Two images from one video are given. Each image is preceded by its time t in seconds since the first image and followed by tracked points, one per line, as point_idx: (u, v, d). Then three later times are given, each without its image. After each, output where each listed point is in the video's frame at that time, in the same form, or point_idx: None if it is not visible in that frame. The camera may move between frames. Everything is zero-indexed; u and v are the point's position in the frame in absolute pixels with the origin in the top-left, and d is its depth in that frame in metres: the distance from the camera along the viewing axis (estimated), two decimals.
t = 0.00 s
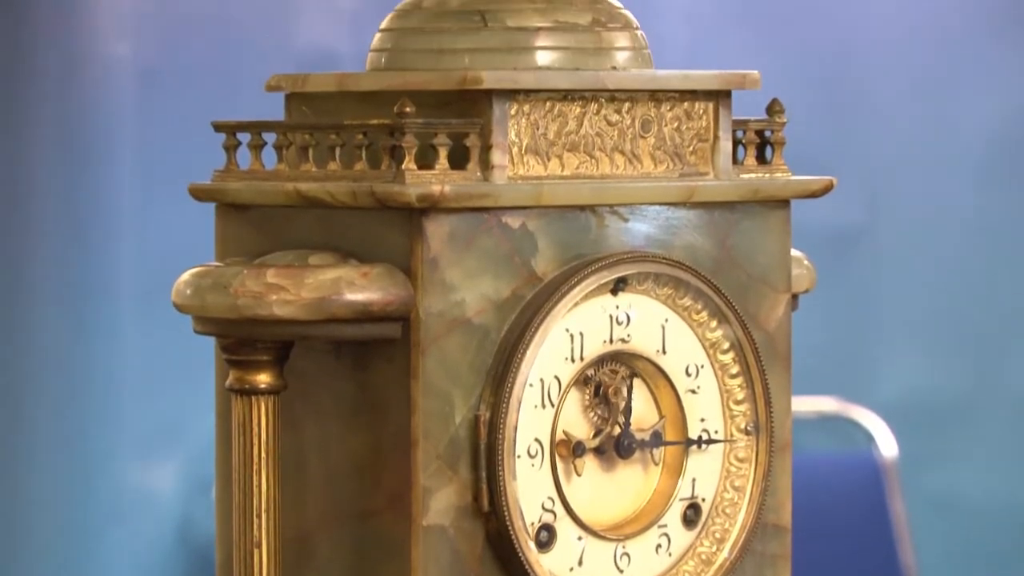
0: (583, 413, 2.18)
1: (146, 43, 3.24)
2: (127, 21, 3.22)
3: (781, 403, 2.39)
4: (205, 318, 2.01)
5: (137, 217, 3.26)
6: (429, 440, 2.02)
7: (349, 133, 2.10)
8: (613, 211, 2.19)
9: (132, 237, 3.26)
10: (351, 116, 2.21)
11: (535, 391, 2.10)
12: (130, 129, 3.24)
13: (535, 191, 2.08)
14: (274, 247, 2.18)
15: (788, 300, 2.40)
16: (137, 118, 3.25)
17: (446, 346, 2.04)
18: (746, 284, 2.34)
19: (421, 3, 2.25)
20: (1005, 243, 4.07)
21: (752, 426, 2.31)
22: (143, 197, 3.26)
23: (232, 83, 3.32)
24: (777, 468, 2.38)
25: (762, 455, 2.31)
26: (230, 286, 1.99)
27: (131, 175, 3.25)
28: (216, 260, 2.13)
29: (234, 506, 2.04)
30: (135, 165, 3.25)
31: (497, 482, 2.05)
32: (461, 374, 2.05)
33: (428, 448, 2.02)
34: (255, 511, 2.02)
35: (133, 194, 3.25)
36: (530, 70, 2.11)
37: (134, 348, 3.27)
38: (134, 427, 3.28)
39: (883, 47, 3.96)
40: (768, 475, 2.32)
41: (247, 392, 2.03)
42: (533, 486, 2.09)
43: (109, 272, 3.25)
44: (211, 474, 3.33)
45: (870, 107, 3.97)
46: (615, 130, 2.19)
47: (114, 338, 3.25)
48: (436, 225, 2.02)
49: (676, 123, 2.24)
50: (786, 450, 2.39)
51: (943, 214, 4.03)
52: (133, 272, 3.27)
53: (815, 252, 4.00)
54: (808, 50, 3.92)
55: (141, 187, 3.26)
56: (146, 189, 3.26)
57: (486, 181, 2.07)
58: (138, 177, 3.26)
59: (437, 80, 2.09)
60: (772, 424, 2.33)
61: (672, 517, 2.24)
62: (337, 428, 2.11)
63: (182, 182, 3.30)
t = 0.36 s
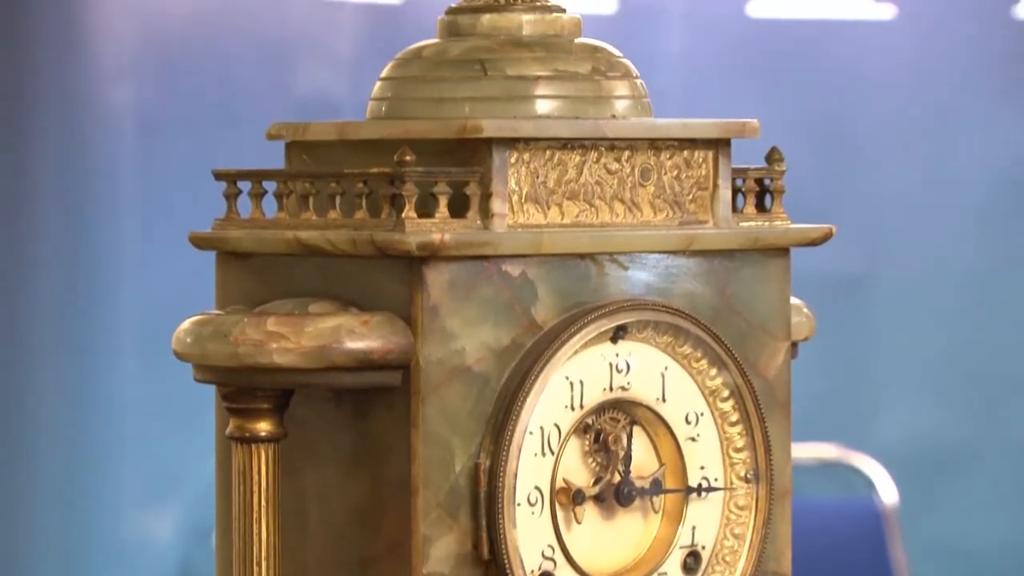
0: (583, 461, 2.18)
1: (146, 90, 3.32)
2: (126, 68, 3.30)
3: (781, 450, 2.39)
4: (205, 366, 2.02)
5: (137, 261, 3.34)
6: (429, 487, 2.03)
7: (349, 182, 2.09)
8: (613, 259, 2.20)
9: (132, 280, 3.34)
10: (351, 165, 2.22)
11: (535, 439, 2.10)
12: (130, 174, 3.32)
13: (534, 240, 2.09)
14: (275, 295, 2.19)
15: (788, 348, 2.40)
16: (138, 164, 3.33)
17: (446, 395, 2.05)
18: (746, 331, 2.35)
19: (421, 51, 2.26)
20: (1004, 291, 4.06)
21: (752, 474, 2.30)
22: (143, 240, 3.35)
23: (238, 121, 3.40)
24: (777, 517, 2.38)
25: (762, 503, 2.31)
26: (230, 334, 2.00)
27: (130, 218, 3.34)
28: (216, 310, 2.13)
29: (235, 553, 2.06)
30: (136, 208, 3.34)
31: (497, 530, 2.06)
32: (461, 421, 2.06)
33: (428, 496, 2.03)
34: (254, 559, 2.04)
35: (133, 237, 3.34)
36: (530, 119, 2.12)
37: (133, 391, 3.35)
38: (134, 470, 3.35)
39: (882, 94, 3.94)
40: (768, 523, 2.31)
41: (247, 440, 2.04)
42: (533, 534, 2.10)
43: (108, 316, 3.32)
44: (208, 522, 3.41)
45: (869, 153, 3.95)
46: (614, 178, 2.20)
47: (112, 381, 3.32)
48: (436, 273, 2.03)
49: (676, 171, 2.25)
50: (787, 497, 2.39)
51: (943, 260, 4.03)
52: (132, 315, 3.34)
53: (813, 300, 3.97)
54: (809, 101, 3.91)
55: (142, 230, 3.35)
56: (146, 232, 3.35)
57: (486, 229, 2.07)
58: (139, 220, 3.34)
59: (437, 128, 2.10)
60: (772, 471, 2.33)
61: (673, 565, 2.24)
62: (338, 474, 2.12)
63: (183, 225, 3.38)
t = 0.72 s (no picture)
0: (583, 501, 2.18)
1: (147, 127, 3.24)
2: (127, 105, 3.22)
3: (781, 491, 2.39)
4: (205, 407, 2.03)
5: (138, 296, 3.26)
6: (429, 528, 2.04)
7: (349, 222, 2.10)
8: (613, 299, 2.20)
9: (133, 323, 3.26)
10: (351, 206, 2.23)
11: (535, 479, 2.10)
12: (130, 214, 3.25)
13: (534, 280, 2.09)
14: (276, 336, 2.19)
15: (787, 388, 2.40)
16: (139, 203, 3.25)
17: (447, 436, 2.05)
18: (747, 372, 2.35)
19: (421, 93, 2.26)
20: (1001, 332, 4.07)
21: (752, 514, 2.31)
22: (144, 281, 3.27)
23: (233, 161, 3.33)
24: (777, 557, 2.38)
25: (762, 543, 2.31)
26: (230, 374, 2.01)
27: (130, 258, 3.25)
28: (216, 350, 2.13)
29: None
30: (135, 248, 3.26)
31: (496, 571, 2.06)
32: (461, 462, 2.06)
33: (428, 537, 2.03)
34: None
35: (133, 279, 3.26)
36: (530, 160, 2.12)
37: (133, 434, 3.26)
38: (136, 507, 3.26)
39: (886, 133, 3.90)
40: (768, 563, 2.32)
41: (247, 481, 2.05)
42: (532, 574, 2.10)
43: (109, 359, 3.23)
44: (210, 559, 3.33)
45: (873, 194, 3.90)
46: (614, 219, 2.20)
47: (114, 425, 3.24)
48: (436, 314, 2.03)
49: (675, 212, 2.25)
50: (787, 537, 2.39)
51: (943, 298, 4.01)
52: (132, 357, 3.25)
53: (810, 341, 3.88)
54: (814, 139, 3.84)
55: (141, 271, 3.27)
56: (146, 274, 3.27)
57: (486, 270, 2.08)
58: (138, 261, 3.26)
59: (437, 169, 2.11)
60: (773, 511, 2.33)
61: None
62: (337, 513, 2.13)
63: (181, 265, 3.30)
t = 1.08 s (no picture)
0: (583, 532, 2.19)
1: (147, 160, 3.24)
2: (126, 137, 3.22)
3: (782, 522, 2.39)
4: (206, 438, 2.03)
5: (139, 325, 3.25)
6: (429, 559, 2.04)
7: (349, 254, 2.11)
8: (613, 331, 2.20)
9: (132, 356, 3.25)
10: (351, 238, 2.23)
11: (535, 510, 2.11)
12: (130, 247, 3.24)
13: (534, 312, 2.09)
14: (276, 367, 2.19)
15: (788, 420, 2.40)
16: (138, 236, 3.25)
17: (447, 468, 2.06)
18: (747, 404, 2.35)
19: (421, 125, 2.27)
20: (1002, 362, 4.04)
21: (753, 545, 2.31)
22: (144, 310, 3.26)
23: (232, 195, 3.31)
24: None
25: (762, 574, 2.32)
26: (231, 406, 2.01)
27: (129, 292, 3.25)
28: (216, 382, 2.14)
29: None
30: (134, 282, 3.25)
31: None
32: (461, 493, 2.07)
33: (428, 568, 2.04)
34: None
35: (133, 312, 3.25)
36: (530, 192, 2.13)
37: (132, 469, 3.24)
38: (137, 536, 3.24)
39: (887, 164, 3.89)
40: None
41: (247, 512, 2.06)
42: None
43: (107, 391, 3.23)
44: None
45: (874, 225, 3.88)
46: (614, 251, 2.20)
47: (112, 459, 3.23)
48: (436, 346, 2.04)
49: (675, 244, 2.25)
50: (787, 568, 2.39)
51: (943, 328, 3.98)
52: (131, 391, 3.25)
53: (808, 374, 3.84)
54: (812, 169, 3.82)
55: (141, 304, 3.26)
56: (146, 306, 3.26)
57: (486, 301, 2.08)
58: (137, 294, 3.25)
59: (437, 201, 2.11)
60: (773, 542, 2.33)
61: None
62: (337, 545, 2.13)
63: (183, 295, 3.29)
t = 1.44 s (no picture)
0: (583, 557, 2.19)
1: (148, 187, 3.25)
2: (127, 165, 3.23)
3: (781, 548, 2.39)
4: (206, 464, 2.03)
5: (139, 350, 3.25)
6: None
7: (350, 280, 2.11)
8: (613, 356, 2.20)
9: (132, 381, 3.25)
10: (351, 264, 2.23)
11: (535, 536, 2.11)
12: (131, 274, 3.24)
13: (535, 338, 2.10)
14: (275, 393, 2.20)
15: (788, 446, 2.40)
16: (139, 263, 3.25)
17: (447, 494, 2.06)
18: (747, 429, 2.35)
19: (421, 151, 2.28)
20: (1004, 390, 4.01)
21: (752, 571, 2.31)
22: (144, 336, 3.26)
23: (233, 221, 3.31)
24: None
25: None
26: (231, 432, 2.01)
27: (130, 318, 3.24)
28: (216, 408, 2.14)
29: None
30: (135, 308, 3.25)
31: None
32: (461, 519, 2.07)
33: None
34: None
35: (133, 338, 3.24)
36: (530, 219, 2.13)
37: (133, 496, 3.24)
38: (136, 559, 3.24)
39: (887, 189, 3.88)
40: None
41: (247, 538, 2.06)
42: None
43: (109, 419, 3.22)
44: None
45: (874, 251, 3.88)
46: (614, 276, 2.21)
47: (113, 486, 3.22)
48: (436, 372, 2.04)
49: (675, 269, 2.26)
50: None
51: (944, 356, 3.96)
52: (131, 416, 3.24)
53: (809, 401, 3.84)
54: (812, 195, 3.82)
55: (141, 330, 3.25)
56: (146, 332, 3.26)
57: (487, 327, 2.08)
58: (138, 321, 3.25)
59: (437, 228, 2.12)
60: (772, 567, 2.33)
61: None
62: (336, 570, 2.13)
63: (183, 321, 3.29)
